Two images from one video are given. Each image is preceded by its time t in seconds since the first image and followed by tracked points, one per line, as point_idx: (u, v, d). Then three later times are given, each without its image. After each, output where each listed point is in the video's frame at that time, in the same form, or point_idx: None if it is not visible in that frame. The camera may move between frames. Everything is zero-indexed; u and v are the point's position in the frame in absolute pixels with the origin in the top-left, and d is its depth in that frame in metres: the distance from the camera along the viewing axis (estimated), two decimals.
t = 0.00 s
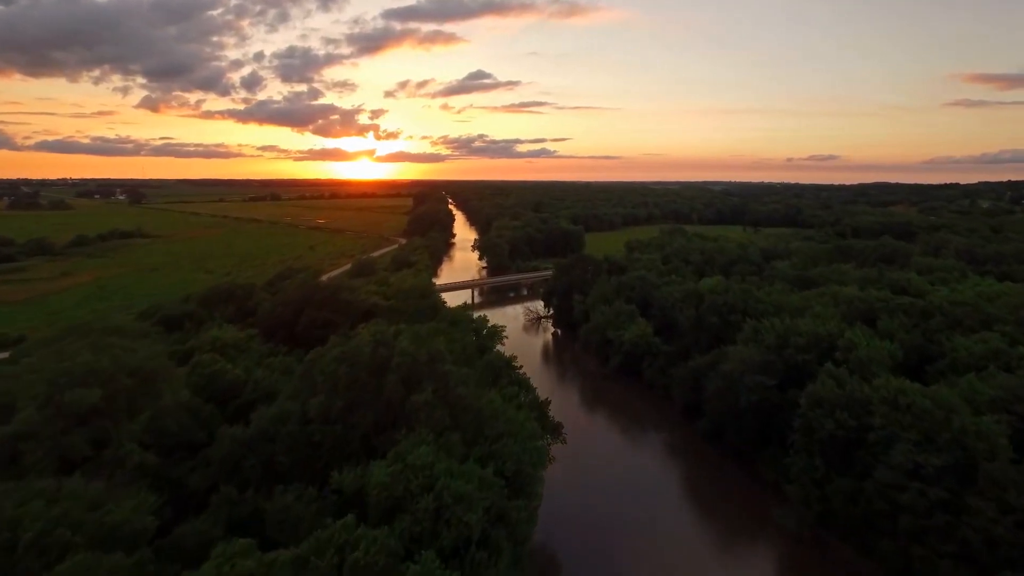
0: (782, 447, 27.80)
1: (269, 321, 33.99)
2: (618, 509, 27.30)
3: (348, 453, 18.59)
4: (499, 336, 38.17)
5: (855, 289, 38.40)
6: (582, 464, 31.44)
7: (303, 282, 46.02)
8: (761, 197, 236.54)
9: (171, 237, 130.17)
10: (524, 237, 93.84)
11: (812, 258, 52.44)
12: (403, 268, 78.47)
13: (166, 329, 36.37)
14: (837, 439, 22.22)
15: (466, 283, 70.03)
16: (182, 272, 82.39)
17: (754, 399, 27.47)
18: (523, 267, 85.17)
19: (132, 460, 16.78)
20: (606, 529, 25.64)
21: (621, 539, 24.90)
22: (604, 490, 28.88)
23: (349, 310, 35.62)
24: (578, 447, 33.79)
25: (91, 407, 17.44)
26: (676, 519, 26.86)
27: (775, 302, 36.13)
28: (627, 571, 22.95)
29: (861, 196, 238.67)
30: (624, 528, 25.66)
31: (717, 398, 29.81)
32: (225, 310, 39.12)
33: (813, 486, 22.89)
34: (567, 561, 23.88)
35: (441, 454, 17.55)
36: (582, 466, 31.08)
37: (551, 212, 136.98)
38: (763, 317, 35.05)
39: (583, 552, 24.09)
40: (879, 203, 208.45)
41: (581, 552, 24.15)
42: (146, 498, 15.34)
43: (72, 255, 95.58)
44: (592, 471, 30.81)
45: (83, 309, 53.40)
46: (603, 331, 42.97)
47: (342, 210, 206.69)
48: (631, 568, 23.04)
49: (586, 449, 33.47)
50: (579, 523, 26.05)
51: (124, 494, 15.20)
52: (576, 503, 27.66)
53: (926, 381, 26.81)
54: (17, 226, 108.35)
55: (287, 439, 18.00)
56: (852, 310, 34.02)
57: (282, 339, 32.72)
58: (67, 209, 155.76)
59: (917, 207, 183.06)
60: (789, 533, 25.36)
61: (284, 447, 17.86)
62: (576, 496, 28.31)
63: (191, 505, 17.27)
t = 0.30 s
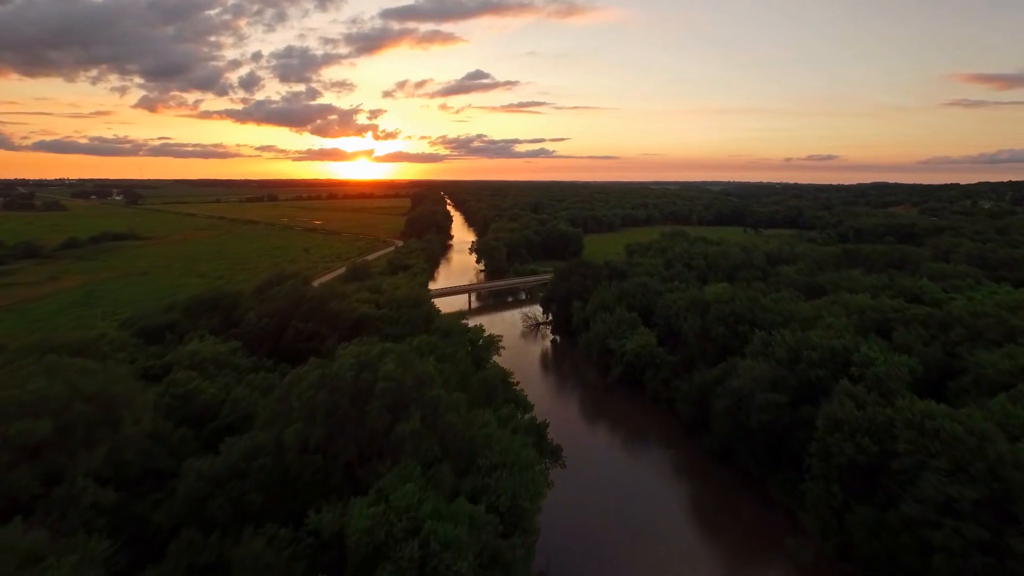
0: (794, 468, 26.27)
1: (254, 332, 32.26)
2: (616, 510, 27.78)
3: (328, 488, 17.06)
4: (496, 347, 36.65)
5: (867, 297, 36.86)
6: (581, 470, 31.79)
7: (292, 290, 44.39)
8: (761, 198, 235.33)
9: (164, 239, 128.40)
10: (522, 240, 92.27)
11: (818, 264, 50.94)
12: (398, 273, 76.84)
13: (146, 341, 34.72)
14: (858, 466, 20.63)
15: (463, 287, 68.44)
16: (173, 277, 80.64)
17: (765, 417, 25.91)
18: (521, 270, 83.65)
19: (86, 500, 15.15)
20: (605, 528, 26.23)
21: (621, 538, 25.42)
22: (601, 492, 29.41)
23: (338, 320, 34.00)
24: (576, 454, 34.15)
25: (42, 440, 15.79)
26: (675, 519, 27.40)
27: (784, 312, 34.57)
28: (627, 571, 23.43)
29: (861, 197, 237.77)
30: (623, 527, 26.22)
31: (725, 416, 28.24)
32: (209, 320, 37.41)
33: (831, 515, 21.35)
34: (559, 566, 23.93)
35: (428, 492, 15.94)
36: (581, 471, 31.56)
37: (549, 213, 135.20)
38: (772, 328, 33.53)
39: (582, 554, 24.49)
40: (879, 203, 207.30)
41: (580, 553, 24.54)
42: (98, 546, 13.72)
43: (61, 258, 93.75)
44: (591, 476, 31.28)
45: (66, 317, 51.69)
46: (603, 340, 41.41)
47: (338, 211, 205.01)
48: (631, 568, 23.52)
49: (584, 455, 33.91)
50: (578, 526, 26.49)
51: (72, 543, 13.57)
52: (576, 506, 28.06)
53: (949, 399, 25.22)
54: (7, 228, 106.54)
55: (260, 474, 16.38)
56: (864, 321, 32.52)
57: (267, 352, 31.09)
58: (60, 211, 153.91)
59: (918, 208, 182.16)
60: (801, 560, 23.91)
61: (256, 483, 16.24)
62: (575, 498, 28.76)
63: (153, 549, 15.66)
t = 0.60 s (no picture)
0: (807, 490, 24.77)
1: (238, 342, 30.66)
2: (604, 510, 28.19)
3: (304, 526, 15.50)
4: (492, 357, 35.21)
5: (880, 305, 35.27)
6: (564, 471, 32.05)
7: (282, 295, 42.82)
8: (761, 198, 233.99)
9: (159, 240, 126.92)
10: (521, 242, 90.68)
11: (825, 268, 49.43)
12: (394, 276, 75.31)
13: (126, 352, 33.14)
14: (881, 493, 19.03)
15: (460, 291, 66.86)
16: (164, 280, 78.98)
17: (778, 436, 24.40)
18: (519, 272, 82.06)
19: (30, 543, 13.55)
20: (600, 528, 26.63)
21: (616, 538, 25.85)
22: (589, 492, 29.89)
23: (326, 330, 32.43)
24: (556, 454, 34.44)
25: None
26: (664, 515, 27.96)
27: (793, 321, 33.00)
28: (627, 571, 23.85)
29: (862, 197, 236.54)
30: (617, 527, 26.66)
31: (734, 434, 26.74)
32: (192, 329, 35.76)
33: (852, 546, 19.81)
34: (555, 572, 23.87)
35: (412, 534, 14.30)
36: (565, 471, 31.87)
37: (548, 214, 133.63)
38: (781, 338, 32.01)
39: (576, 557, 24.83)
40: (880, 203, 206.09)
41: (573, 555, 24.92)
42: None
43: (51, 261, 92.08)
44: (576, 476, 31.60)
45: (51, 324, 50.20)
46: (604, 349, 39.88)
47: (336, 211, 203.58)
48: (631, 568, 23.95)
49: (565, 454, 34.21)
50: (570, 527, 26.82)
51: None
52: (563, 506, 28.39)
53: (973, 417, 23.62)
54: None
55: (227, 512, 14.85)
56: (879, 331, 31.01)
57: (251, 365, 29.51)
58: (54, 211, 152.41)
59: (919, 208, 181.12)
60: None
61: (222, 523, 14.67)
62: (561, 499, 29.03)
63: None
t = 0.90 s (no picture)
0: (823, 512, 23.15)
1: (219, 353, 29.00)
2: (593, 511, 27.82)
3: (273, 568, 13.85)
4: (488, 366, 33.64)
5: (893, 311, 33.73)
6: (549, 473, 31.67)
7: (269, 301, 41.17)
8: (760, 198, 232.76)
9: (152, 241, 125.13)
10: (518, 243, 89.04)
11: (833, 272, 47.93)
12: (389, 279, 73.69)
13: (102, 362, 31.45)
14: (910, 522, 17.45)
15: (456, 294, 65.17)
16: (154, 283, 77.26)
17: (793, 454, 22.79)
18: (517, 275, 80.40)
19: None
20: (596, 529, 26.29)
21: (612, 538, 25.56)
22: (578, 493, 29.53)
23: (312, 339, 30.79)
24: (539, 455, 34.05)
25: None
26: (655, 515, 27.85)
27: (803, 329, 31.46)
28: (627, 572, 23.53)
29: (862, 197, 235.40)
30: (612, 527, 26.40)
31: (744, 451, 25.16)
32: (173, 336, 34.07)
33: None
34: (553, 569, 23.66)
35: None
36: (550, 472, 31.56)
37: (547, 215, 132.16)
38: (793, 348, 30.44)
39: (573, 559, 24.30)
40: (879, 203, 205.05)
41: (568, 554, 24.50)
42: None
43: (40, 263, 90.26)
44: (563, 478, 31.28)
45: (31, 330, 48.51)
46: (605, 357, 38.31)
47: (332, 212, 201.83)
48: (630, 568, 23.62)
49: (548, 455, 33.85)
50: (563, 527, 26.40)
51: None
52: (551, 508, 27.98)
53: (1002, 436, 22.06)
54: None
55: (186, 555, 13.21)
56: (894, 339, 29.46)
57: (233, 378, 27.84)
58: (45, 212, 150.47)
59: (919, 208, 180.07)
60: None
61: (180, 567, 13.02)
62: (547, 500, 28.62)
63: None
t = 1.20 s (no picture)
0: (844, 536, 21.62)
1: (199, 362, 27.24)
2: (590, 511, 27.74)
3: None
4: (485, 375, 32.10)
5: (910, 318, 32.20)
6: (544, 472, 31.59)
7: (258, 306, 39.56)
8: (760, 198, 231.55)
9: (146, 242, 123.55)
10: (518, 244, 87.48)
11: (842, 276, 46.44)
12: (385, 281, 72.11)
13: (80, 372, 29.86)
14: (947, 555, 15.91)
15: (454, 297, 63.55)
16: (145, 285, 75.68)
17: (812, 474, 21.20)
18: (516, 277, 78.88)
19: None
20: (596, 529, 26.21)
21: (612, 537, 25.47)
22: (575, 492, 29.46)
23: (300, 348, 29.17)
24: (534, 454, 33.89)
25: None
26: (653, 518, 27.66)
27: (817, 337, 29.94)
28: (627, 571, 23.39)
29: (862, 197, 234.22)
30: (612, 526, 26.30)
31: (758, 469, 23.62)
32: (155, 344, 32.45)
33: None
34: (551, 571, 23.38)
35: None
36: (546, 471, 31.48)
37: (546, 215, 130.73)
38: (806, 359, 28.91)
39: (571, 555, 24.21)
40: (881, 203, 203.88)
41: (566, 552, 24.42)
42: None
43: (31, 264, 88.68)
44: (558, 477, 31.22)
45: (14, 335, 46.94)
46: (608, 364, 36.78)
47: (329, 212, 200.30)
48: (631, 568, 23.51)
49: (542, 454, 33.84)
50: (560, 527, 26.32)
51: None
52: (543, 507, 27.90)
53: None
54: None
55: None
56: (914, 348, 27.95)
57: (214, 390, 26.18)
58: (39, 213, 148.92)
59: (921, 208, 178.85)
60: None
61: None
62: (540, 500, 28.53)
63: None
